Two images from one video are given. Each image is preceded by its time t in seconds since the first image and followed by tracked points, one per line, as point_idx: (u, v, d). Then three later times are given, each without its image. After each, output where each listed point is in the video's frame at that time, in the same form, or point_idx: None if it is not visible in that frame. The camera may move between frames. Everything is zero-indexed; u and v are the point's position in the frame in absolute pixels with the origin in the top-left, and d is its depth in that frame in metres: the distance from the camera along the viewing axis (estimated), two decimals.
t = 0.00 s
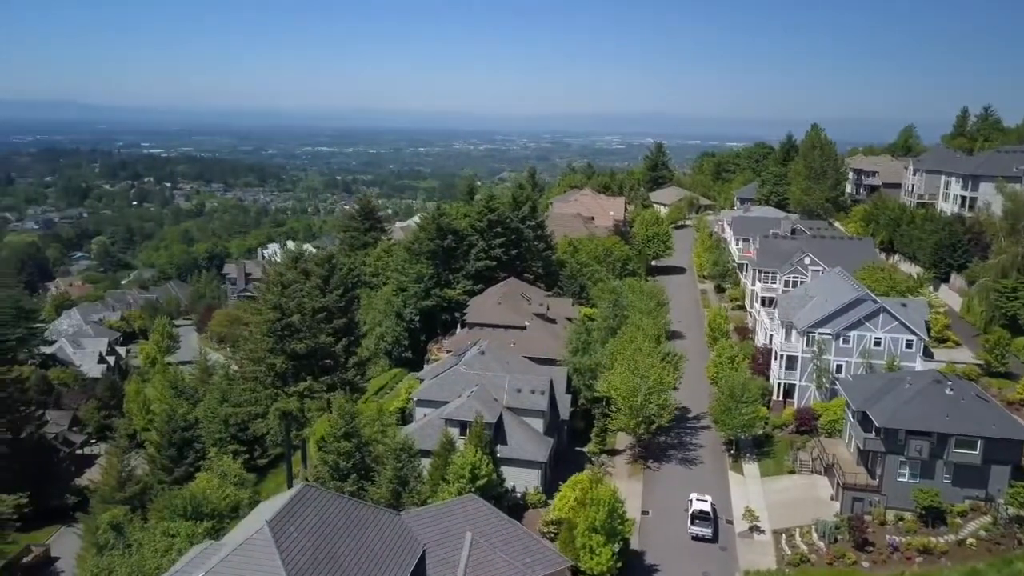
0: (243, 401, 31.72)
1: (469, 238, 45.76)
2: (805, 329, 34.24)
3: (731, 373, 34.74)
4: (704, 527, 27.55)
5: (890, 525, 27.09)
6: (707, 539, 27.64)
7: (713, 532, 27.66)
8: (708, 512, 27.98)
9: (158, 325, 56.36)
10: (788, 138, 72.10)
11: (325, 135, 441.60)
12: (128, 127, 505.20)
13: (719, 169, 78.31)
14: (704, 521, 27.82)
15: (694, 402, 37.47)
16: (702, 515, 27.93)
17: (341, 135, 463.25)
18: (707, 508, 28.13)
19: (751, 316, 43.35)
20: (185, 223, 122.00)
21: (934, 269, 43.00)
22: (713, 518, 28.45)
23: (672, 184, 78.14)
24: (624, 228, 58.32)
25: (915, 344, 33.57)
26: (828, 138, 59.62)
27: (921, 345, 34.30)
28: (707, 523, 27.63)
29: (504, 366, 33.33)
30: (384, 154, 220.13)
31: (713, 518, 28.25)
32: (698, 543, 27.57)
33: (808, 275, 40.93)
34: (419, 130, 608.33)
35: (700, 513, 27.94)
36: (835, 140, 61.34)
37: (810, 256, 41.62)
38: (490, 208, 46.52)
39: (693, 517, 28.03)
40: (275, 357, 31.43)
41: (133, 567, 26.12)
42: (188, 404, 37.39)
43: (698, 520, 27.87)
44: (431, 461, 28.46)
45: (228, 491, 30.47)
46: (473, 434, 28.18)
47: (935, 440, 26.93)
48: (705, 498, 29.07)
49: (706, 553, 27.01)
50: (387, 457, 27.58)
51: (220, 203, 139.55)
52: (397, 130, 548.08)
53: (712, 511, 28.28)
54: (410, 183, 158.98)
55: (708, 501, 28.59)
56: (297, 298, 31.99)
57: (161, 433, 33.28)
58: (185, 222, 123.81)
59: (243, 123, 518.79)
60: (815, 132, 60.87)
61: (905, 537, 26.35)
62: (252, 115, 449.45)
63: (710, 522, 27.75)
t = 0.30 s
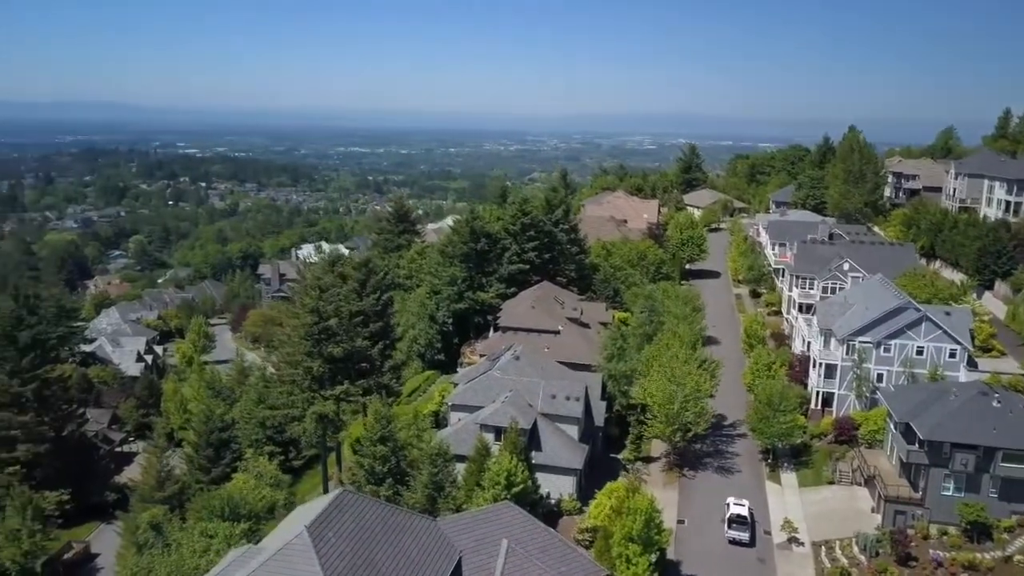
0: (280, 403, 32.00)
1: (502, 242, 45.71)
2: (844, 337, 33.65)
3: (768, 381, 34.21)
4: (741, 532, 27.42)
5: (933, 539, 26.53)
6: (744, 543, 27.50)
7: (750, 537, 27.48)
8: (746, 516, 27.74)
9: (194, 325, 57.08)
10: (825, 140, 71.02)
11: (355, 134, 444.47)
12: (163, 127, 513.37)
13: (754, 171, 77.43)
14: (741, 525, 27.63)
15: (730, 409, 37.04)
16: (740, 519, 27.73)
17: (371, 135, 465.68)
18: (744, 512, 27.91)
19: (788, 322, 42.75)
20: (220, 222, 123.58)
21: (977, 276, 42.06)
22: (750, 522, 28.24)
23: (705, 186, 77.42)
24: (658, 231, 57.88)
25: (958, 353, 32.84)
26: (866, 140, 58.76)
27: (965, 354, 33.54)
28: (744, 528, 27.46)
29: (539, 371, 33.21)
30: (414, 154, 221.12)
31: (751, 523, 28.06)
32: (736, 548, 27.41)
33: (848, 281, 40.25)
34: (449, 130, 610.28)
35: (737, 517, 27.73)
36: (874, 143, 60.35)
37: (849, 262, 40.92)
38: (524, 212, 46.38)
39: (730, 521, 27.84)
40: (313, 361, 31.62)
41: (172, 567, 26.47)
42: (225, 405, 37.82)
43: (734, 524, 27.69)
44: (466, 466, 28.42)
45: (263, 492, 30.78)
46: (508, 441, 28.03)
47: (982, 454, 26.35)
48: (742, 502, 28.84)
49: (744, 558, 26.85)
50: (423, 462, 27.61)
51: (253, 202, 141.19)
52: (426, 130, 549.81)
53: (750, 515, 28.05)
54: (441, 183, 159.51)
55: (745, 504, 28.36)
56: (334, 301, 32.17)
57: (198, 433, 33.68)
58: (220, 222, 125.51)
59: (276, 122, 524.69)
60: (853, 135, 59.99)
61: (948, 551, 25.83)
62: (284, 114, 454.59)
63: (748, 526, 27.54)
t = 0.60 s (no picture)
0: (316, 406, 32.20)
1: (535, 245, 45.53)
2: (885, 346, 33.03)
3: (807, 390, 33.68)
4: (779, 537, 27.34)
5: (978, 555, 25.90)
6: (782, 549, 27.35)
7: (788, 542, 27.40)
8: (784, 522, 27.74)
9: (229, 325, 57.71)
10: (862, 142, 69.84)
11: (385, 133, 447.32)
12: (197, 127, 520.77)
13: (789, 173, 76.38)
14: (779, 530, 27.61)
15: (766, 417, 36.57)
16: (777, 525, 27.73)
17: (401, 134, 467.96)
18: (782, 517, 27.93)
19: (826, 329, 42.10)
20: (253, 222, 124.92)
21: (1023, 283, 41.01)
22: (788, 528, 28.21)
23: (739, 189, 76.54)
24: (692, 234, 57.33)
25: (1004, 363, 32.09)
26: (906, 143, 57.66)
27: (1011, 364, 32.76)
28: (782, 533, 27.43)
29: (574, 377, 33.03)
30: (444, 154, 221.77)
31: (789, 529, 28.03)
32: (774, 553, 27.25)
33: (888, 288, 39.53)
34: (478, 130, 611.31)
35: (774, 522, 27.74)
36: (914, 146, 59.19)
37: (889, 268, 40.18)
38: (557, 215, 46.13)
39: (767, 526, 27.84)
40: (349, 365, 31.70)
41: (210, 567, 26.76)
42: (260, 406, 38.15)
43: (772, 530, 27.66)
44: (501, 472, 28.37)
45: (299, 494, 31.02)
46: (544, 448, 27.88)
47: None
48: (780, 508, 28.85)
49: (784, 564, 26.63)
50: (458, 467, 27.63)
51: (285, 203, 142.57)
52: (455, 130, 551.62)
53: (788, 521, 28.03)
54: (470, 184, 159.71)
55: (783, 510, 28.38)
56: (370, 305, 32.21)
57: (235, 434, 34.05)
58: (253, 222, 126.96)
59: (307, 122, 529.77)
60: (893, 137, 58.92)
61: (994, 567, 25.27)
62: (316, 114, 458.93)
63: (785, 531, 27.52)
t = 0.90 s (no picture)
0: (349, 410, 32.34)
1: (567, 249, 45.32)
2: (926, 355, 32.38)
3: (844, 400, 33.14)
4: (817, 543, 27.14)
5: None
6: (820, 555, 27.14)
7: (825, 548, 27.19)
8: (821, 528, 27.56)
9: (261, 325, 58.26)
10: (899, 144, 68.64)
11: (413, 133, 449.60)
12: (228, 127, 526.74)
13: (823, 177, 75.32)
14: (816, 536, 27.41)
15: (802, 426, 36.07)
16: (815, 531, 27.55)
17: (428, 134, 469.87)
18: (819, 523, 27.76)
19: (863, 336, 41.41)
20: (284, 222, 126.14)
21: None
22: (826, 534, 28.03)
23: (772, 192, 75.63)
24: (724, 238, 56.75)
25: None
26: (946, 146, 56.53)
27: None
28: (819, 539, 27.24)
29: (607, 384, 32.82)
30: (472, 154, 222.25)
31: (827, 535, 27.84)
32: (811, 559, 27.07)
33: (928, 295, 38.75)
34: (505, 130, 611.34)
35: (812, 528, 27.57)
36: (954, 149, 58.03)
37: (929, 275, 39.39)
38: (589, 219, 45.84)
39: (804, 532, 27.69)
40: (383, 370, 31.78)
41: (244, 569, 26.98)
42: (293, 409, 38.42)
43: (809, 536, 27.47)
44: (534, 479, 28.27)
45: (331, 497, 31.24)
46: (578, 455, 27.70)
47: None
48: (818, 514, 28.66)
49: (823, 572, 26.29)
50: (492, 473, 27.58)
51: (315, 203, 143.79)
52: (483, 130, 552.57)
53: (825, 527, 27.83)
54: (499, 185, 159.83)
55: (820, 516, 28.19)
56: (404, 310, 32.24)
57: (269, 436, 34.35)
58: (284, 222, 128.12)
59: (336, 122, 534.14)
60: (932, 141, 57.79)
61: None
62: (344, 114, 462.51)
63: (823, 538, 27.32)
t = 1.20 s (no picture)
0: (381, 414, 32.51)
1: (596, 253, 45.13)
2: (964, 364, 31.84)
3: (880, 409, 32.66)
4: (852, 549, 27.04)
5: None
6: (855, 561, 27.03)
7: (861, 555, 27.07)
8: (856, 534, 27.49)
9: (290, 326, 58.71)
10: (934, 147, 67.57)
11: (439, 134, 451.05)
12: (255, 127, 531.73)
13: (855, 180, 74.35)
14: (851, 542, 27.32)
15: (836, 434, 35.60)
16: (850, 537, 27.48)
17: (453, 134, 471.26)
18: (855, 530, 27.70)
19: (898, 343, 40.79)
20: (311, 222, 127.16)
21: None
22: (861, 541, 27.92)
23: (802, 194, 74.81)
24: (755, 242, 56.21)
25: None
26: (983, 148, 55.53)
27: None
28: (855, 545, 27.13)
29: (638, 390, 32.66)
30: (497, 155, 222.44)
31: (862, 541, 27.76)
32: (847, 566, 26.94)
33: (965, 303, 38.07)
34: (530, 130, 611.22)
35: (847, 534, 27.52)
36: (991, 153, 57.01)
37: (967, 282, 38.69)
38: (618, 223, 45.61)
39: (839, 539, 27.61)
40: (415, 374, 32.04)
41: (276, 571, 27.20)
42: (324, 411, 38.62)
43: (845, 541, 27.40)
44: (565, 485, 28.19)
45: (362, 500, 31.40)
46: (609, 462, 27.56)
47: None
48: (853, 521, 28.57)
49: None
50: (523, 480, 27.52)
51: (342, 203, 144.81)
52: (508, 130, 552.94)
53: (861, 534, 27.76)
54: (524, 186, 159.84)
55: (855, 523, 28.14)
56: (435, 315, 32.36)
57: (300, 438, 34.62)
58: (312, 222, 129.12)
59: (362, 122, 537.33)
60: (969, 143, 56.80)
61: None
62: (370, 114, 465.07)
63: (858, 544, 27.24)
